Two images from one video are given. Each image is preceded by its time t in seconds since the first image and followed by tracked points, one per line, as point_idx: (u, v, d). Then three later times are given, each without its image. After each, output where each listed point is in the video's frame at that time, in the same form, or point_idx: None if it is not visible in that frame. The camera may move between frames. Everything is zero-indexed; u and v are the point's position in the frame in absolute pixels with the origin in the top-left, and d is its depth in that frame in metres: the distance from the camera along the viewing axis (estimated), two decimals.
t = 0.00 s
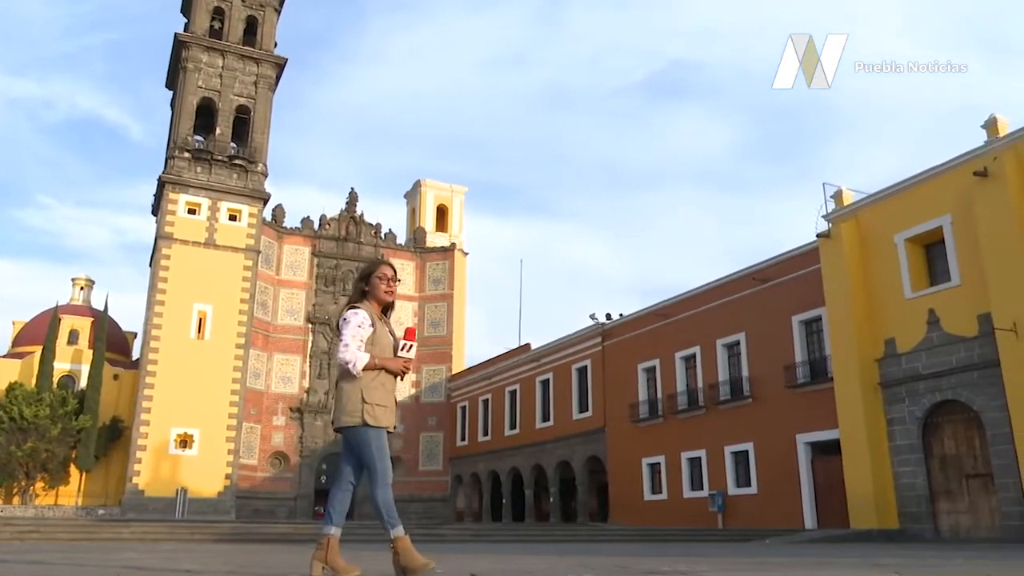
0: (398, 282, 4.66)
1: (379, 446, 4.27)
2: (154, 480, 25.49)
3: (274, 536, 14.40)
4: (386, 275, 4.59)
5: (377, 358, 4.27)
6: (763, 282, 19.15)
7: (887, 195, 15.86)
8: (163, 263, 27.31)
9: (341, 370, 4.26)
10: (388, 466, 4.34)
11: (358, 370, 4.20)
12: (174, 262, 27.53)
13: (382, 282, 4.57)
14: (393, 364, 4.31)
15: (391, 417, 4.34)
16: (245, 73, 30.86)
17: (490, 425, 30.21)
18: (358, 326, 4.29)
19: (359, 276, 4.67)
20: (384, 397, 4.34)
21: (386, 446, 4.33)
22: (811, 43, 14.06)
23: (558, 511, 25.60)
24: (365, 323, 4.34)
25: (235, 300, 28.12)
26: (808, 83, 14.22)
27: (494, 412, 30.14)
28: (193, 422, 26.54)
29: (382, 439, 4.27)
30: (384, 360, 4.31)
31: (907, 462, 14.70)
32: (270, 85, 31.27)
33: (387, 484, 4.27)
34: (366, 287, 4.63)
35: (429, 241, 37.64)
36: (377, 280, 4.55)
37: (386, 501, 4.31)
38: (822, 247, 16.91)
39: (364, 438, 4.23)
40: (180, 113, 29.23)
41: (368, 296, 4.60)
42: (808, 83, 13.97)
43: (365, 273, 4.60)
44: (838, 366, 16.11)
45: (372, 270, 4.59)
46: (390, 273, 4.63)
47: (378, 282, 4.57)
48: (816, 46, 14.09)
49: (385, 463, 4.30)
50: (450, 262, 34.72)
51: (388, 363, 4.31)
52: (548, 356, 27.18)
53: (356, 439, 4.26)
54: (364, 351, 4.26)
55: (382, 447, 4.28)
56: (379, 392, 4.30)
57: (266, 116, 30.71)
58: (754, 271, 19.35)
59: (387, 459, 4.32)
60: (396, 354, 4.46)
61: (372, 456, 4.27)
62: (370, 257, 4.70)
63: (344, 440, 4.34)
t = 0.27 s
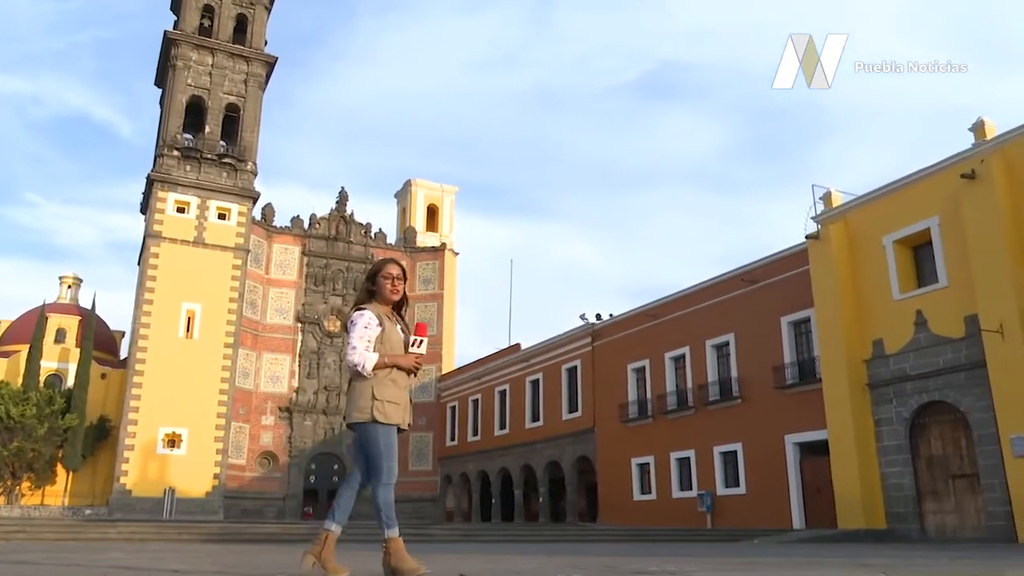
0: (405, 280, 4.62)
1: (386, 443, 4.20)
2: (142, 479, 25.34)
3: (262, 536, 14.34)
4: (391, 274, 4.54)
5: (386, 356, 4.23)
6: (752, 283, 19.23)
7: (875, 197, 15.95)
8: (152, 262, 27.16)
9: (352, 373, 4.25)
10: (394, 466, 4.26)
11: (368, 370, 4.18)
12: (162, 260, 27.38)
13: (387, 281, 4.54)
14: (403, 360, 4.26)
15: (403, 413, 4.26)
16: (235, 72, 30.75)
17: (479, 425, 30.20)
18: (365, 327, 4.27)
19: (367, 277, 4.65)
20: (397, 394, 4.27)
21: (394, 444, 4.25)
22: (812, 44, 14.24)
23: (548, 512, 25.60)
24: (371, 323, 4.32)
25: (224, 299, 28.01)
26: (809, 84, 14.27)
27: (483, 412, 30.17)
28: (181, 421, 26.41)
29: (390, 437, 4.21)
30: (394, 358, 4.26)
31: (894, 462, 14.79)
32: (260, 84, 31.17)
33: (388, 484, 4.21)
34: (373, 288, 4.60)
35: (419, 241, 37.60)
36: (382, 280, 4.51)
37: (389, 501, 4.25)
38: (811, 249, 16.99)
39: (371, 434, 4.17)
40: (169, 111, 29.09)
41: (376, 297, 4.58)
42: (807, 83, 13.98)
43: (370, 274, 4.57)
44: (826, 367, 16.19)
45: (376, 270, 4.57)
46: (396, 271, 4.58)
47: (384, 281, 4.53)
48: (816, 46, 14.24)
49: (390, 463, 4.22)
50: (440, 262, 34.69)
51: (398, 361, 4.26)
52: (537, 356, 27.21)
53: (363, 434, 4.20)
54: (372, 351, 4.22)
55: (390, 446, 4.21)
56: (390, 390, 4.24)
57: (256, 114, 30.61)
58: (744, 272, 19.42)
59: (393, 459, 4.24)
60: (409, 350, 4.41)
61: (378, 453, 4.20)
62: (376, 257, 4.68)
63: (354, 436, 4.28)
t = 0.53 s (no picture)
0: (402, 279, 4.60)
1: (384, 440, 4.16)
2: (128, 479, 25.19)
3: (249, 536, 14.28)
4: (387, 274, 4.53)
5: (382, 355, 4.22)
6: (740, 284, 19.31)
7: (863, 198, 16.04)
8: (139, 260, 26.99)
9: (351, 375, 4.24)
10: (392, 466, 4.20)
11: (365, 371, 4.16)
12: (150, 259, 27.22)
13: (383, 282, 4.52)
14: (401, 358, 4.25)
15: (402, 411, 4.22)
16: (223, 70, 30.61)
17: (468, 424, 30.20)
18: (359, 329, 4.25)
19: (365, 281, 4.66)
20: (397, 392, 4.24)
21: (393, 443, 4.21)
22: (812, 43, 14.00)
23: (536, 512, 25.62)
24: (367, 324, 4.31)
25: (213, 298, 27.89)
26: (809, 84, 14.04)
27: (472, 412, 30.16)
28: (169, 420, 26.26)
29: (389, 435, 4.17)
30: (391, 356, 4.25)
31: (881, 463, 14.87)
32: (249, 82, 31.04)
33: (385, 483, 4.15)
34: (372, 290, 4.61)
35: (408, 240, 37.54)
36: (378, 281, 4.50)
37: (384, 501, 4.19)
38: (799, 250, 17.07)
39: (369, 432, 4.14)
40: (157, 108, 28.91)
41: (374, 299, 4.58)
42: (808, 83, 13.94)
43: (367, 277, 4.57)
44: (813, 369, 16.27)
45: (372, 273, 4.57)
46: (392, 272, 4.57)
47: (380, 281, 4.53)
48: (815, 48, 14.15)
49: (388, 462, 4.16)
50: (430, 261, 34.66)
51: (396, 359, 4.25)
52: (526, 356, 27.23)
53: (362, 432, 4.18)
54: (368, 351, 4.21)
55: (387, 444, 4.16)
56: (390, 388, 4.21)
57: (245, 113, 30.48)
58: (732, 273, 19.49)
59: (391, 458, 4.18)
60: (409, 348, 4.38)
61: (375, 451, 4.15)
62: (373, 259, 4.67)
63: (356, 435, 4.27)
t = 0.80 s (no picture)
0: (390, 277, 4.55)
1: (368, 439, 4.11)
2: (113, 479, 25.01)
3: (236, 536, 14.22)
4: (373, 274, 4.51)
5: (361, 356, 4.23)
6: (728, 285, 19.38)
7: (851, 201, 16.15)
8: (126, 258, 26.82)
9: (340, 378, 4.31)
10: (382, 464, 4.14)
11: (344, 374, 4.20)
12: (137, 257, 27.05)
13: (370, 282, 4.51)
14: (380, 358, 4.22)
15: (384, 409, 4.16)
16: (212, 68, 30.46)
17: (457, 424, 30.16)
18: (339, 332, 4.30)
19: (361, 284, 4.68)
20: (380, 391, 4.20)
21: (380, 442, 4.14)
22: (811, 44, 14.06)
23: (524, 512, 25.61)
24: (348, 327, 4.33)
25: (200, 296, 27.76)
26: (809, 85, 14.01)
27: (460, 412, 30.18)
28: (155, 420, 26.10)
29: (372, 434, 4.12)
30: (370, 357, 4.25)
31: (867, 463, 14.96)
32: (238, 80, 30.89)
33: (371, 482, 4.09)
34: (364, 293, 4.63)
35: (397, 240, 37.46)
36: (364, 282, 4.50)
37: (373, 500, 4.12)
38: (787, 252, 17.16)
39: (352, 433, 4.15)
40: (145, 106, 28.74)
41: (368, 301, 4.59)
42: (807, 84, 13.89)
43: (358, 279, 4.59)
44: (801, 370, 16.36)
45: (361, 275, 4.58)
46: (380, 272, 4.54)
47: (369, 283, 4.53)
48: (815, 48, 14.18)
49: (375, 461, 4.11)
50: (419, 261, 34.59)
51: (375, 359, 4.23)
52: (515, 356, 27.25)
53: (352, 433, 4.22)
54: (347, 353, 4.23)
55: (372, 443, 4.11)
56: (371, 387, 4.19)
57: (233, 111, 30.34)
58: (720, 274, 19.56)
59: (379, 457, 4.12)
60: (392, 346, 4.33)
61: (363, 451, 4.13)
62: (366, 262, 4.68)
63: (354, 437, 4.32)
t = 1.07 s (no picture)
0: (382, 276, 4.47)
1: (360, 440, 4.10)
2: (101, 479, 24.87)
3: (225, 536, 14.17)
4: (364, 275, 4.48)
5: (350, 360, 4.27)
6: (718, 286, 19.44)
7: (840, 202, 16.22)
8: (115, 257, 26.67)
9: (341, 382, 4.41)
10: (375, 465, 4.12)
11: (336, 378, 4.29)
12: (126, 255, 26.91)
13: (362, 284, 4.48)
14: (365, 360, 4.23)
15: (371, 410, 4.14)
16: (202, 66, 30.33)
17: (447, 424, 30.14)
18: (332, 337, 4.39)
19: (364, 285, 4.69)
20: (367, 392, 4.19)
21: (373, 442, 4.12)
22: (812, 44, 14.10)
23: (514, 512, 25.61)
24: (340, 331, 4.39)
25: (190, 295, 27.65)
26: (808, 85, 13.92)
27: (450, 412, 30.18)
28: (143, 419, 25.97)
29: (364, 434, 4.11)
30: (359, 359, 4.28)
31: (855, 463, 15.03)
32: (229, 78, 30.77)
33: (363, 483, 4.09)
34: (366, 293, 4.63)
35: (388, 239, 37.39)
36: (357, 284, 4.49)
37: (366, 501, 4.13)
38: (777, 253, 17.23)
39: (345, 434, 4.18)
40: (135, 104, 28.59)
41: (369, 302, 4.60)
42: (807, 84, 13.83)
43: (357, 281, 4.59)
44: (790, 370, 16.42)
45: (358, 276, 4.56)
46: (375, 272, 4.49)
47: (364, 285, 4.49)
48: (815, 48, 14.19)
49: (368, 463, 4.10)
50: (410, 261, 34.53)
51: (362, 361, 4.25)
52: (506, 356, 27.25)
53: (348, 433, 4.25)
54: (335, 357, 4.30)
55: (364, 444, 4.10)
56: (358, 389, 4.19)
57: (223, 109, 30.22)
58: (711, 275, 19.62)
59: (372, 458, 4.10)
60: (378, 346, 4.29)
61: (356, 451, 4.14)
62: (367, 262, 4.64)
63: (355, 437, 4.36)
